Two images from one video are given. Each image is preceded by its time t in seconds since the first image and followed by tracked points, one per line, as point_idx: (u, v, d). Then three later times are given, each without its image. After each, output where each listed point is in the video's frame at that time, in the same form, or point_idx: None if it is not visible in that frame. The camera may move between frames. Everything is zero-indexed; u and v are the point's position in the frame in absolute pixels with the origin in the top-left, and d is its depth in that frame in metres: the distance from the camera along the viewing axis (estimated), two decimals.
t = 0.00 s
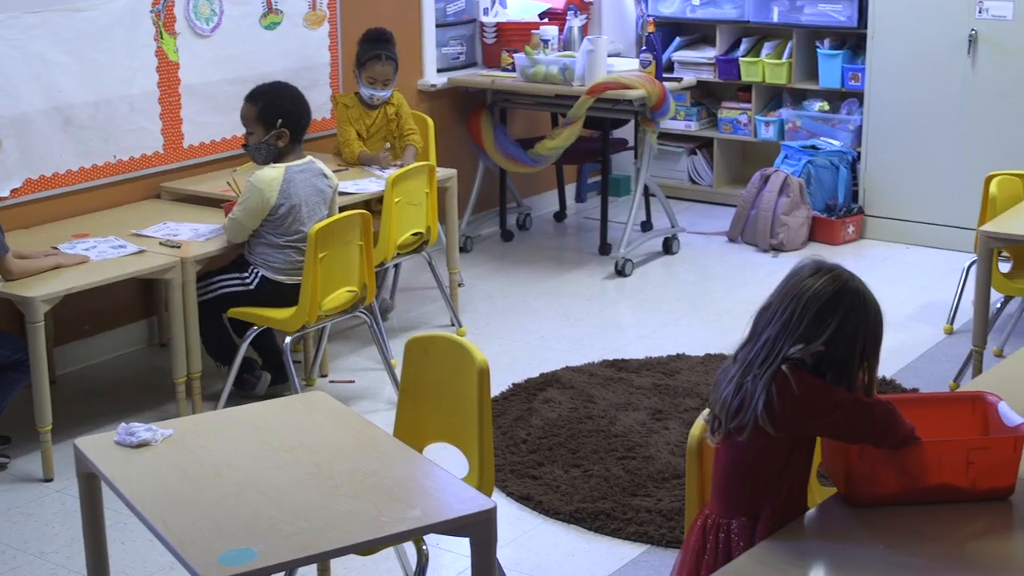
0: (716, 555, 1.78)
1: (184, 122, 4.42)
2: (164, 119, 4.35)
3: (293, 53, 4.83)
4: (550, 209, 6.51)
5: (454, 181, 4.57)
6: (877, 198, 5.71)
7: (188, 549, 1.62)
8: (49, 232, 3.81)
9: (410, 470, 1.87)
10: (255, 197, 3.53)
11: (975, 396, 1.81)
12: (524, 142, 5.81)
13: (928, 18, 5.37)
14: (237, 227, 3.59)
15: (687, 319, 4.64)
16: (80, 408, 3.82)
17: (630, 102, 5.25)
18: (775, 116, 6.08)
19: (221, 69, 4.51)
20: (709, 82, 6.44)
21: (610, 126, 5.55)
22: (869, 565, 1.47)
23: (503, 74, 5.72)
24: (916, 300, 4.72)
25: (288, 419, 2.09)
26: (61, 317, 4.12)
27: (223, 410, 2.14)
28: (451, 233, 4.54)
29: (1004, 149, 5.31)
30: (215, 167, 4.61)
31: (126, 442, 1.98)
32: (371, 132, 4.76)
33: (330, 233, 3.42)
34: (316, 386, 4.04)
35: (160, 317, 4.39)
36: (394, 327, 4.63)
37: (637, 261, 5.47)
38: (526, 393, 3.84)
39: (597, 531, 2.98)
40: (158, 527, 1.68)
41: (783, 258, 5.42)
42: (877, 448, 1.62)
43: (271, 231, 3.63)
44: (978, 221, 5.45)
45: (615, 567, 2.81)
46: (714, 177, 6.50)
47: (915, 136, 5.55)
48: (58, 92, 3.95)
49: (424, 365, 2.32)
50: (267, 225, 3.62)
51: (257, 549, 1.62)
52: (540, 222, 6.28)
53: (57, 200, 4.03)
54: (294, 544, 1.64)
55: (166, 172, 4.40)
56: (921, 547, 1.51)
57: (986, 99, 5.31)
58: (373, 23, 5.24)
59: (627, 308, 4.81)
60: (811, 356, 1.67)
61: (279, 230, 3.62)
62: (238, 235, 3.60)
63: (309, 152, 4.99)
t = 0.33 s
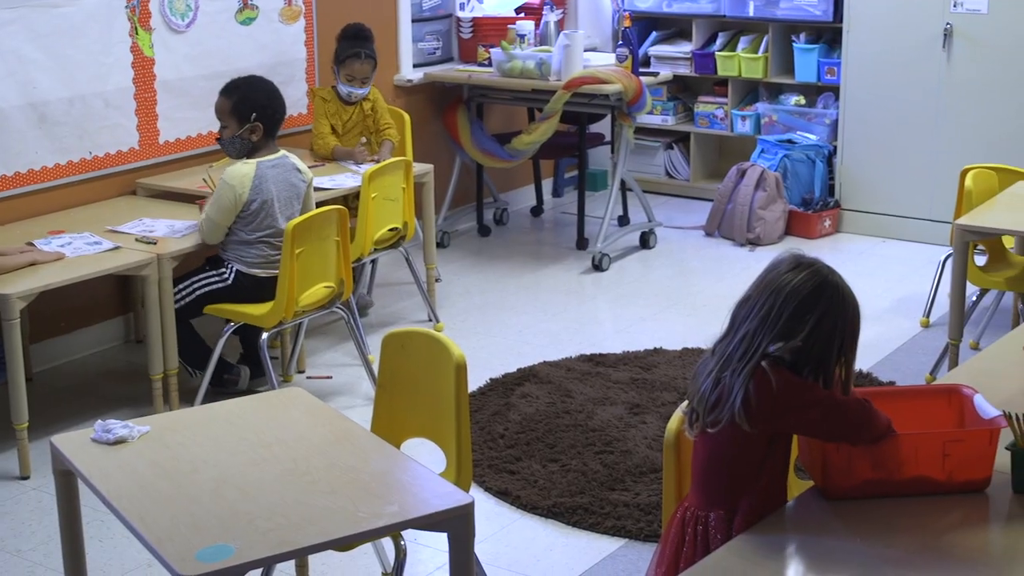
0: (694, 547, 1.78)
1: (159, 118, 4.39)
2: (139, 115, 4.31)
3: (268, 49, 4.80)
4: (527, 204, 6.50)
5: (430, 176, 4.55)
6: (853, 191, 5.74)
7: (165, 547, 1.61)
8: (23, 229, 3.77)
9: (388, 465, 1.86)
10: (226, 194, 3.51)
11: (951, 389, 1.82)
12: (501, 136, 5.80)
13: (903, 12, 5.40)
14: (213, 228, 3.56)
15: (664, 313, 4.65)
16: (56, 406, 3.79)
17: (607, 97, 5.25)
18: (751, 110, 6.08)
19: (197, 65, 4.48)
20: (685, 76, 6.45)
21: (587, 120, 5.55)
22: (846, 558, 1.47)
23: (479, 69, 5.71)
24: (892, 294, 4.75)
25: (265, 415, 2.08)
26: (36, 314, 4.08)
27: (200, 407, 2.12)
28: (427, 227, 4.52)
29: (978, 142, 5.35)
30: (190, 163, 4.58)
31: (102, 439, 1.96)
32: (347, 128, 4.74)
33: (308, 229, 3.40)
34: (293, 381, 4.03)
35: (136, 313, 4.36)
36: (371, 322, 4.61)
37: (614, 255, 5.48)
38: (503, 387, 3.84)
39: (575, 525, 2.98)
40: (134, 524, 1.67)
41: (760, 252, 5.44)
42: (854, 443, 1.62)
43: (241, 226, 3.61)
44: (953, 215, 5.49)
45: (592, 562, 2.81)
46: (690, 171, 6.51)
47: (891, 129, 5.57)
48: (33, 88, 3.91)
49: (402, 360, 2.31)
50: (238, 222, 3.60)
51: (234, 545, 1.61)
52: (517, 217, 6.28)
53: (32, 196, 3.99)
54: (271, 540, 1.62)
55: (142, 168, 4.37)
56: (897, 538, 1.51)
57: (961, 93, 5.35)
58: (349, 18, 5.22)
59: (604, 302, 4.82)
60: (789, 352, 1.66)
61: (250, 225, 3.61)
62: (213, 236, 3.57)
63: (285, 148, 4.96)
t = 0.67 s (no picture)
0: (672, 542, 1.77)
1: (137, 114, 4.36)
2: (117, 111, 4.28)
3: (246, 44, 4.77)
4: (506, 199, 6.50)
5: (409, 171, 4.54)
6: (831, 185, 5.76)
7: (145, 544, 1.59)
8: None
9: (368, 460, 1.85)
10: (205, 190, 3.46)
11: (929, 382, 1.83)
12: (480, 132, 5.79)
13: (880, 7, 5.41)
14: (190, 226, 3.48)
15: (644, 308, 4.65)
16: (34, 404, 3.76)
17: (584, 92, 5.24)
18: (730, 105, 6.10)
19: (175, 61, 4.46)
20: (663, 71, 6.45)
21: (565, 115, 5.55)
22: (826, 551, 1.47)
23: (458, 65, 5.69)
24: (871, 287, 4.77)
25: (242, 411, 2.06)
26: (13, 311, 4.05)
27: (178, 403, 2.11)
28: (407, 223, 4.50)
29: (955, 136, 5.38)
30: (168, 159, 4.54)
31: (81, 436, 1.94)
32: (326, 124, 4.72)
33: (286, 224, 3.38)
34: (272, 378, 4.01)
35: (115, 310, 4.33)
36: (351, 318, 4.60)
37: (593, 250, 5.48)
38: (482, 382, 3.83)
39: (555, 520, 2.97)
40: (113, 521, 1.65)
41: (738, 246, 5.46)
42: (831, 437, 1.63)
43: (220, 223, 3.58)
44: (931, 208, 5.52)
45: (571, 556, 2.81)
46: (669, 166, 6.52)
47: (869, 124, 5.59)
48: (9, 85, 3.87)
49: (380, 356, 2.30)
50: (217, 218, 3.57)
51: (213, 542, 1.60)
52: (497, 212, 6.27)
53: (9, 193, 3.95)
54: (251, 536, 1.61)
55: (120, 164, 4.33)
56: (876, 531, 1.52)
57: (938, 87, 5.37)
58: (327, 13, 5.19)
59: (583, 297, 4.81)
60: (761, 347, 1.65)
61: (228, 222, 3.58)
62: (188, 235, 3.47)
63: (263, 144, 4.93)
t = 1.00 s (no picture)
0: (653, 538, 1.77)
1: (116, 109, 4.32)
2: (96, 106, 4.24)
3: (225, 39, 4.74)
4: (487, 193, 6.48)
5: (390, 165, 4.52)
6: (811, 178, 5.78)
7: (125, 540, 1.58)
8: None
9: (349, 455, 1.84)
10: (178, 187, 3.43)
11: (909, 373, 1.83)
12: (460, 125, 5.77)
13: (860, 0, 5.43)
14: (166, 223, 3.44)
15: (624, 301, 4.65)
16: (13, 400, 3.73)
17: (565, 85, 5.23)
18: (710, 98, 6.10)
19: (153, 55, 4.42)
20: (643, 64, 6.45)
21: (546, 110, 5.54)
22: (808, 543, 1.47)
23: (438, 58, 5.67)
24: (851, 280, 4.78)
25: (223, 406, 2.05)
26: None
27: (158, 399, 2.09)
28: (387, 217, 4.48)
29: (934, 128, 5.40)
30: (147, 155, 4.51)
31: (60, 432, 1.92)
32: (307, 118, 4.69)
33: (266, 219, 3.36)
34: (253, 372, 3.99)
35: (95, 305, 4.30)
36: (332, 312, 4.58)
37: (574, 243, 5.48)
38: (464, 376, 3.83)
39: (536, 514, 2.97)
40: (93, 517, 1.64)
41: (718, 239, 5.47)
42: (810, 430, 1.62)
43: (195, 218, 3.56)
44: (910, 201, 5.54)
45: (552, 550, 2.80)
46: (650, 159, 6.52)
47: (850, 117, 5.61)
48: None
49: (362, 350, 2.29)
50: (191, 214, 3.55)
51: (193, 538, 1.58)
52: (477, 206, 6.26)
53: None
54: (232, 531, 1.60)
55: (99, 159, 4.30)
56: (856, 523, 1.52)
57: (917, 81, 5.39)
58: (307, 7, 5.16)
59: (564, 290, 4.81)
60: (737, 344, 1.64)
61: (203, 217, 3.56)
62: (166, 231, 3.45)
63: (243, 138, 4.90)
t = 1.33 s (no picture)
0: (632, 529, 1.77)
1: (93, 104, 4.28)
2: (73, 101, 4.21)
3: (202, 33, 4.70)
4: (464, 186, 6.47)
5: (368, 159, 4.50)
6: (789, 171, 5.80)
7: (102, 536, 1.56)
8: None
9: (327, 449, 1.83)
10: (150, 182, 3.41)
11: (887, 365, 1.83)
12: (438, 119, 5.76)
13: None
14: (135, 217, 3.42)
15: (602, 295, 4.65)
16: None
17: (543, 79, 5.22)
18: (687, 91, 6.11)
19: (130, 50, 4.39)
20: (620, 58, 6.45)
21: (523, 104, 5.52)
22: (787, 534, 1.47)
23: (416, 52, 5.65)
24: (829, 272, 4.80)
25: (200, 401, 2.03)
26: None
27: (136, 394, 2.07)
28: (365, 211, 4.46)
29: (911, 121, 5.42)
30: (124, 150, 4.47)
31: (38, 428, 1.90)
32: (285, 113, 4.67)
33: (243, 213, 3.34)
34: (231, 368, 3.97)
35: (72, 301, 4.26)
36: (310, 307, 4.56)
37: (552, 237, 5.47)
38: (442, 370, 3.82)
39: (515, 508, 2.97)
40: (70, 513, 1.62)
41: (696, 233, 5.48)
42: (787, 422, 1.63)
43: (177, 215, 3.54)
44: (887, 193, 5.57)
45: (531, 543, 2.80)
46: (627, 153, 6.52)
47: (828, 110, 5.62)
48: None
49: (340, 343, 2.28)
50: (169, 211, 3.53)
51: (172, 534, 1.57)
52: (456, 200, 6.24)
53: None
54: (209, 527, 1.59)
55: (76, 155, 4.26)
56: (834, 515, 1.52)
57: (894, 73, 5.41)
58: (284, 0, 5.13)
59: (542, 284, 4.81)
60: (715, 335, 1.64)
61: (182, 214, 3.54)
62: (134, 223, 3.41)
63: (220, 133, 4.87)
